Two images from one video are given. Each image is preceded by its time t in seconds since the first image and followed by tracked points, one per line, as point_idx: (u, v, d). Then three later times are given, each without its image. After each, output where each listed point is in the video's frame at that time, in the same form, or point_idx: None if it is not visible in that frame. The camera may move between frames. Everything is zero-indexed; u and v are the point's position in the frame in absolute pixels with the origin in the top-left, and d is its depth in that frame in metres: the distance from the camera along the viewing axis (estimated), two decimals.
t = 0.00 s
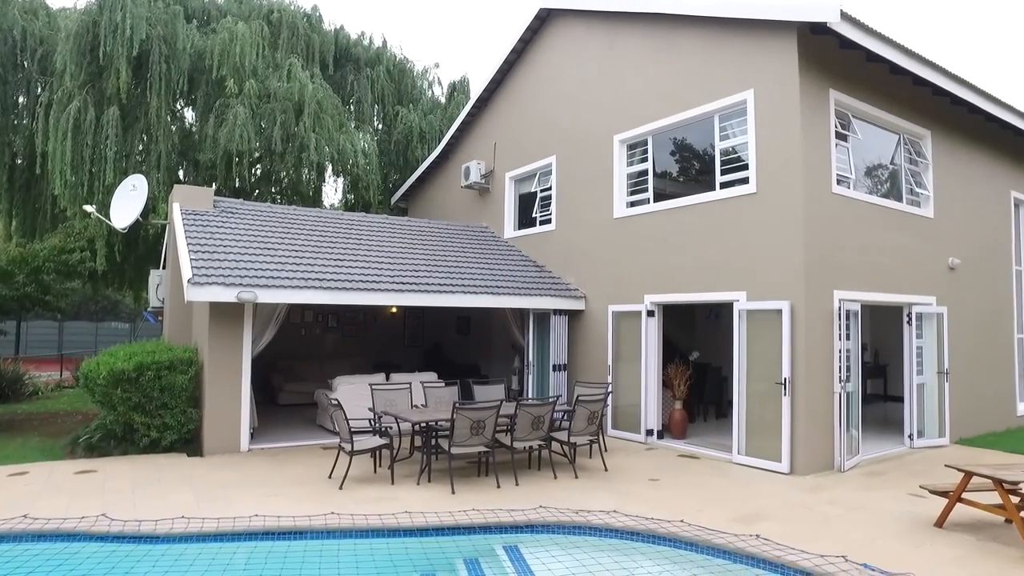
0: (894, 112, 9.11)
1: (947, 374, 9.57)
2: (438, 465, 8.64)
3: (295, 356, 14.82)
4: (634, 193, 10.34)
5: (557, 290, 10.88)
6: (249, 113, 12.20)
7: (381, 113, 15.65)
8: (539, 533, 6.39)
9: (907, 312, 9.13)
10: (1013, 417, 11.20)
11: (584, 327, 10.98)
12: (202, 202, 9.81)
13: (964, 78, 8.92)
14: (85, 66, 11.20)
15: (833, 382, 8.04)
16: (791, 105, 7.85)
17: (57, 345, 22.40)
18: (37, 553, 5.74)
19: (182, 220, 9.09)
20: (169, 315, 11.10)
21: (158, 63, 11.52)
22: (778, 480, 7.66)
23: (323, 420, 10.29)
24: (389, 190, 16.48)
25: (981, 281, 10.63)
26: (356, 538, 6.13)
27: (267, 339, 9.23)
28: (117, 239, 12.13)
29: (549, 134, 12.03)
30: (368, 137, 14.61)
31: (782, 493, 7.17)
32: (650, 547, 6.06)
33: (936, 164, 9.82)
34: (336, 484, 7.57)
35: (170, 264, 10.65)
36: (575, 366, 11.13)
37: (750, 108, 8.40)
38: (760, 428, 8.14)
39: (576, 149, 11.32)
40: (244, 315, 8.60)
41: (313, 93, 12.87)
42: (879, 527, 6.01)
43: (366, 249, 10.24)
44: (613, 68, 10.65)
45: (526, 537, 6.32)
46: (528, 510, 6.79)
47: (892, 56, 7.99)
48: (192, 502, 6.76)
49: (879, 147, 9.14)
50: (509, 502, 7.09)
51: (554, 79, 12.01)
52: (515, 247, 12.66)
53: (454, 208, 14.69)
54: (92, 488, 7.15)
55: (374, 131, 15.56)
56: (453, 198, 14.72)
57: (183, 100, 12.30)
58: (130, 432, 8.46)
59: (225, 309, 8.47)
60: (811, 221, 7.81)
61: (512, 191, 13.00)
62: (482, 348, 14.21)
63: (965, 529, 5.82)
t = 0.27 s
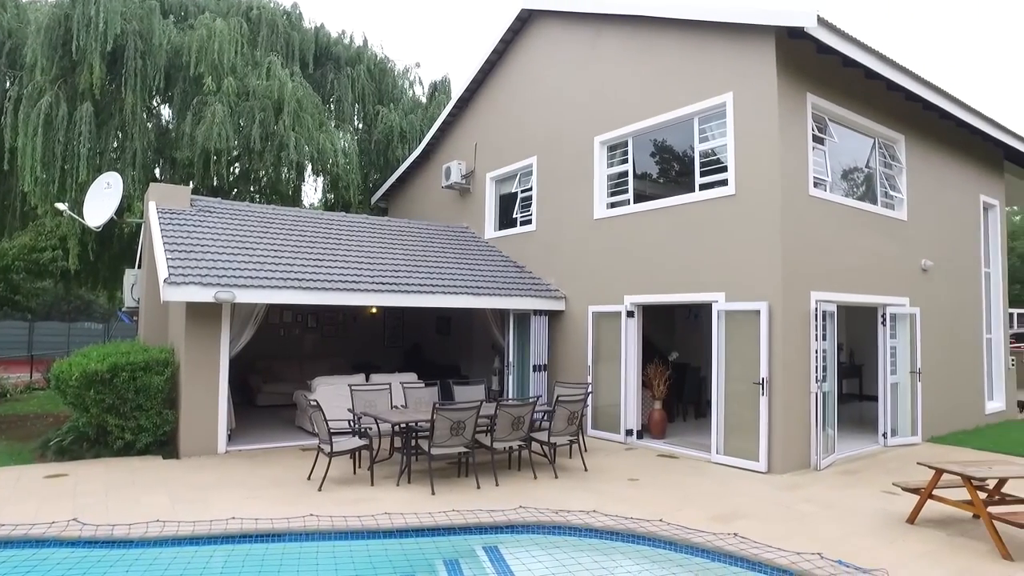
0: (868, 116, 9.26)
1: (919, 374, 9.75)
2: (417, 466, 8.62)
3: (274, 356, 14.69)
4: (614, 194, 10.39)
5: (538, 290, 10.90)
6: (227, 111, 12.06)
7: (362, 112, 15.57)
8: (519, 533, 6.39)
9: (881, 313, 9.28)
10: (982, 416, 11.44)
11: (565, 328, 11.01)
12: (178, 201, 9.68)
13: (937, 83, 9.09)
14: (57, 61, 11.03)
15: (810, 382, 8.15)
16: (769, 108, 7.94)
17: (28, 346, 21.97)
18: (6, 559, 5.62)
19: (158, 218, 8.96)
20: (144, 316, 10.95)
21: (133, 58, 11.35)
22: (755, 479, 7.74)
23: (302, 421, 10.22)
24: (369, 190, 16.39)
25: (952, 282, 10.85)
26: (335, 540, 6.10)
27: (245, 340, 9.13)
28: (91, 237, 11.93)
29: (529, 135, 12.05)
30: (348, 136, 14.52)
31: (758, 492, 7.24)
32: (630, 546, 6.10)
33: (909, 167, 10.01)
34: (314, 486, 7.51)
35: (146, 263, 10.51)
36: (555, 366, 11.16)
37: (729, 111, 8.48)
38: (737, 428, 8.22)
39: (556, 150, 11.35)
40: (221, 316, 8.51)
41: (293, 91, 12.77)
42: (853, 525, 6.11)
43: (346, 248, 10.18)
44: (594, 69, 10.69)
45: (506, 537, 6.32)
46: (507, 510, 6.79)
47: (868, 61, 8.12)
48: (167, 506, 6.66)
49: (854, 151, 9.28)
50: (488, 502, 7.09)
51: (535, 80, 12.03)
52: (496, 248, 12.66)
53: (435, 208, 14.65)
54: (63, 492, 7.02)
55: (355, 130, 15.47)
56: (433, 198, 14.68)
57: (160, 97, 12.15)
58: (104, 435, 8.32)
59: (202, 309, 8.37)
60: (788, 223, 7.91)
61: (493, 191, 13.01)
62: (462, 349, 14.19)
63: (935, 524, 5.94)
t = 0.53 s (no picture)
0: (846, 119, 9.39)
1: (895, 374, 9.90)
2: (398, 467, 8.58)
3: (253, 357, 14.55)
4: (596, 195, 10.43)
5: (519, 291, 10.91)
6: (206, 109, 11.92)
7: (343, 112, 15.49)
8: (500, 534, 6.39)
9: (858, 314, 9.41)
10: (955, 415, 11.66)
11: (547, 329, 11.03)
12: (156, 199, 9.52)
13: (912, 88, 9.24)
14: (29, 56, 10.88)
15: (789, 382, 8.24)
16: (749, 111, 8.02)
17: None
18: None
19: (135, 217, 8.82)
20: (120, 315, 10.79)
21: (109, 54, 11.18)
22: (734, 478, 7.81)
23: (282, 422, 10.13)
24: (351, 189, 16.29)
25: (927, 284, 11.04)
26: (316, 542, 6.05)
27: (224, 340, 9.03)
28: (65, 236, 11.74)
29: (512, 135, 12.06)
30: (330, 135, 14.42)
31: (737, 491, 7.31)
32: (611, 546, 6.12)
33: (885, 170, 10.16)
34: (294, 487, 7.45)
35: (122, 263, 10.35)
36: (537, 366, 11.17)
37: (710, 113, 8.55)
38: (718, 428, 8.29)
39: (539, 151, 11.37)
40: (199, 316, 8.41)
41: (274, 89, 12.65)
42: (830, 522, 6.19)
43: (327, 249, 10.11)
44: (576, 70, 10.72)
45: (488, 538, 6.31)
46: (489, 510, 6.79)
47: (846, 66, 8.23)
48: (143, 509, 6.57)
49: (833, 154, 9.41)
50: (470, 503, 7.08)
51: (518, 81, 12.04)
52: (478, 248, 12.64)
53: (417, 208, 14.60)
54: (36, 496, 6.89)
55: (336, 129, 15.37)
56: (415, 198, 14.63)
57: (137, 94, 12.00)
58: (78, 437, 8.18)
59: (180, 310, 8.27)
60: (768, 225, 7.99)
61: (475, 191, 13.00)
62: (444, 349, 14.15)
63: (909, 521, 6.04)
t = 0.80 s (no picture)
0: (823, 123, 9.52)
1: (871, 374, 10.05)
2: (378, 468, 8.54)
3: (231, 357, 14.39)
4: (577, 196, 10.46)
5: (500, 291, 10.91)
6: (183, 106, 11.77)
7: (324, 110, 15.38)
8: (480, 534, 6.39)
9: (835, 315, 9.54)
10: (928, 414, 11.87)
11: (528, 329, 11.04)
12: (131, 198, 9.38)
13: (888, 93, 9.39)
14: None
15: (766, 382, 8.33)
16: (728, 114, 8.10)
17: None
18: None
19: (110, 215, 8.69)
20: (94, 316, 10.62)
21: (83, 49, 11.00)
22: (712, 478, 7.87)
23: (260, 424, 10.04)
24: (331, 189, 16.18)
25: (901, 285, 11.24)
26: (294, 545, 6.01)
27: (201, 341, 8.93)
28: (36, 234, 11.52)
29: (493, 136, 12.05)
30: (310, 134, 14.31)
31: (715, 490, 7.38)
32: (591, 546, 6.15)
33: (861, 174, 10.32)
34: (272, 489, 7.38)
35: (97, 262, 10.20)
36: (518, 367, 11.18)
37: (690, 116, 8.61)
38: (697, 428, 8.36)
39: (520, 152, 11.38)
40: (176, 317, 8.31)
41: (253, 87, 12.53)
42: (806, 521, 6.26)
43: (307, 249, 10.03)
44: (557, 72, 10.75)
45: (468, 539, 6.31)
46: (469, 511, 6.78)
47: (823, 71, 8.34)
48: (116, 513, 6.46)
49: (810, 157, 9.53)
50: (450, 504, 7.06)
51: (499, 81, 12.04)
52: (459, 249, 12.62)
53: (397, 208, 14.53)
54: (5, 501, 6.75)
55: (316, 128, 15.26)
56: (396, 198, 14.57)
57: (112, 90, 11.82)
58: (49, 440, 8.03)
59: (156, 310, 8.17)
60: (746, 226, 8.08)
61: (456, 192, 12.98)
62: (424, 350, 14.11)
63: (884, 519, 6.14)
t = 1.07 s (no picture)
0: (802, 126, 9.64)
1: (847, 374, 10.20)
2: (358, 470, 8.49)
3: (209, 358, 14.21)
4: (558, 197, 10.49)
5: (481, 292, 10.90)
6: (161, 104, 11.62)
7: (304, 110, 15.26)
8: (461, 535, 6.37)
9: (812, 316, 9.66)
10: (903, 414, 12.07)
11: (509, 330, 11.04)
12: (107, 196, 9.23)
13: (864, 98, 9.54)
14: None
15: (746, 383, 8.41)
16: (709, 117, 8.17)
17: None
18: None
19: (85, 214, 8.55)
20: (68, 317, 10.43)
21: (57, 44, 10.81)
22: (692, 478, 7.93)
23: (238, 426, 9.93)
24: (312, 189, 16.06)
25: (877, 287, 11.41)
26: (273, 548, 5.95)
27: (178, 343, 8.81)
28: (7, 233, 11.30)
29: (475, 136, 12.04)
30: (290, 134, 14.20)
31: (695, 490, 7.43)
32: (571, 546, 6.16)
33: (839, 177, 10.46)
34: (251, 492, 7.30)
35: (70, 262, 10.02)
36: (500, 368, 11.17)
37: (671, 118, 8.68)
38: (677, 428, 8.41)
39: (502, 152, 11.38)
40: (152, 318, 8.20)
41: (233, 86, 12.40)
42: (784, 520, 6.33)
43: (287, 249, 9.95)
44: (540, 73, 10.77)
45: (449, 540, 6.29)
46: (450, 513, 6.76)
47: (802, 75, 8.45)
48: (90, 517, 6.34)
49: (789, 160, 9.64)
50: (431, 505, 7.04)
51: (482, 82, 12.03)
52: (441, 249, 12.59)
53: (379, 208, 14.47)
54: None
55: (297, 127, 15.14)
56: (377, 199, 14.50)
57: (86, 86, 11.63)
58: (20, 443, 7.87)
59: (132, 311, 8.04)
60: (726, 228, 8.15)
61: (437, 192, 12.96)
62: (406, 351, 14.05)
63: (860, 517, 6.23)
